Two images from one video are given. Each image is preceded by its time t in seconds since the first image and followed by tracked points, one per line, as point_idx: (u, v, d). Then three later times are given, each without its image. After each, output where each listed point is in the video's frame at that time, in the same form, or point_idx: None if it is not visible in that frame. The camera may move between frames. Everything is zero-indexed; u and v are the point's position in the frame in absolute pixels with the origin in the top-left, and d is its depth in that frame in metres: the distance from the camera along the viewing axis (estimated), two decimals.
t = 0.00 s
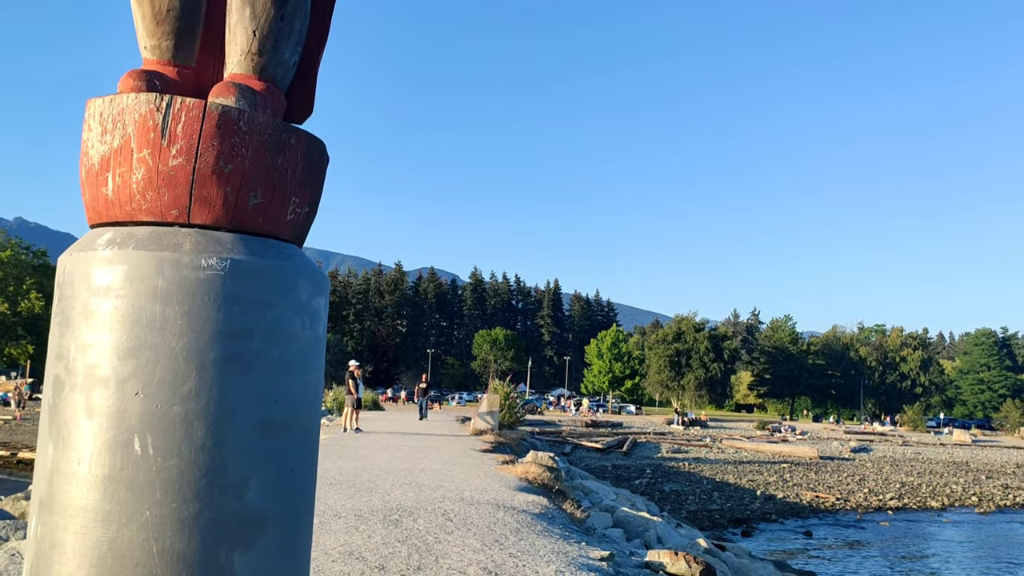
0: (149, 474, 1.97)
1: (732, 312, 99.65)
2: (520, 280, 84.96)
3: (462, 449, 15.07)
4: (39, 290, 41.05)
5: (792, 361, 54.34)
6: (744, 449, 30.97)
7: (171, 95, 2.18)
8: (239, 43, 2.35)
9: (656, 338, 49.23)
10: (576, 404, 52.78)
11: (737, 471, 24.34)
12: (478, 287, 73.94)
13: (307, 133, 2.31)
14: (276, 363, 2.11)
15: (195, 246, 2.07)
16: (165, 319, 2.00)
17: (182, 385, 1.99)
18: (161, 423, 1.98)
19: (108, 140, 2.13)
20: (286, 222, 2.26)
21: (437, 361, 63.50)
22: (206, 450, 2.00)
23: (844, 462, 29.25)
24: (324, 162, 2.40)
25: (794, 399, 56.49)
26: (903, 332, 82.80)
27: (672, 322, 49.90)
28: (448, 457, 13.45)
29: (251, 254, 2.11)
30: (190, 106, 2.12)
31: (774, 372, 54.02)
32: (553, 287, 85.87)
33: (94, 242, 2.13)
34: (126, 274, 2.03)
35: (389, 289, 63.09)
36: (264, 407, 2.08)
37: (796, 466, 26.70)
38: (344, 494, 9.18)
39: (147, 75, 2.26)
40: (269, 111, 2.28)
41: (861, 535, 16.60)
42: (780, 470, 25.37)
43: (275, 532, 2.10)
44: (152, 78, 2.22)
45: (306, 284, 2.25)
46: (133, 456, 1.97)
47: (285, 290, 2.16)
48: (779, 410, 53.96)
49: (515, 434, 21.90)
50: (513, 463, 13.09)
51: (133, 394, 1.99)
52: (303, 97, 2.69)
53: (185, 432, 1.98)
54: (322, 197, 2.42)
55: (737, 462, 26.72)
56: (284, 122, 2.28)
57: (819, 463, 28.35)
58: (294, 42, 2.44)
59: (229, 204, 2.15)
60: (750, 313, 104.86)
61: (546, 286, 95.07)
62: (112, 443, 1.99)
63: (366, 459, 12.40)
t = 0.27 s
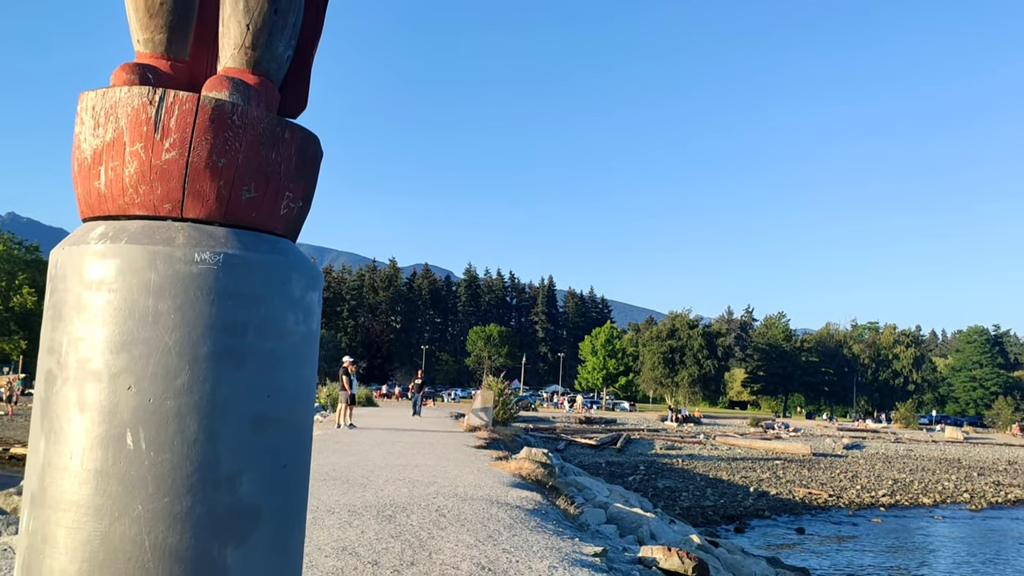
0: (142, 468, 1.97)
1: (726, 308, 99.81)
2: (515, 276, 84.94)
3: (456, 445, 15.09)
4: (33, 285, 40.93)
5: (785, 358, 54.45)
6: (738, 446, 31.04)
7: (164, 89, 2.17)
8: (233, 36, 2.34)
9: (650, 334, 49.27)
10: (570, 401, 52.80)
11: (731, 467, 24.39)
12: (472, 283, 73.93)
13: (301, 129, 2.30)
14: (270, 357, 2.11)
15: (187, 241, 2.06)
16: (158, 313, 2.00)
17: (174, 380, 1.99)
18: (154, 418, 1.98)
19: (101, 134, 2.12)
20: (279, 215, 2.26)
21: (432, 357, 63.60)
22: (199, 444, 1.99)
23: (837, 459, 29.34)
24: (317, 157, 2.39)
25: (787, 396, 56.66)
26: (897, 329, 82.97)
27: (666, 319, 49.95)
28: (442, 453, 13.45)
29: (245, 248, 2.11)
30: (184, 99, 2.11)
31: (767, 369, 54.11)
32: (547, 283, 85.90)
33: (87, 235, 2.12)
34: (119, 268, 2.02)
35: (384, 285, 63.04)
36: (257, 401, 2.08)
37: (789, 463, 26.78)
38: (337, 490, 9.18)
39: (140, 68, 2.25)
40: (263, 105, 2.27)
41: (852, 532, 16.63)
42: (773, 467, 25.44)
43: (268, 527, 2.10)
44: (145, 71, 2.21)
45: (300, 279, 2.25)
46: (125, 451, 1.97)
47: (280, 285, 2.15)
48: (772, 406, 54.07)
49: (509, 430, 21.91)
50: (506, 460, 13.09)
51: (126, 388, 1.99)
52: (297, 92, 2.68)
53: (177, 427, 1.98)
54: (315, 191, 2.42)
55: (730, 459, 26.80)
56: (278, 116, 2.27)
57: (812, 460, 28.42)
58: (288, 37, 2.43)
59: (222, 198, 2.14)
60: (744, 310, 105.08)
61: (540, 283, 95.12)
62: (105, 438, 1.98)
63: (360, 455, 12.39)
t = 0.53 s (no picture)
0: (135, 464, 1.96)
1: (719, 305, 100.01)
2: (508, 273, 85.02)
3: (449, 440, 15.10)
4: (24, 281, 40.80)
5: (777, 355, 54.65)
6: (730, 442, 31.14)
7: (155, 82, 2.17)
8: (225, 30, 2.33)
9: (643, 331, 49.38)
10: (563, 397, 52.89)
11: (723, 463, 24.46)
12: (466, 279, 73.95)
13: (294, 123, 2.30)
14: (263, 351, 2.11)
15: (180, 233, 2.06)
16: (149, 307, 1.99)
17: (166, 374, 1.99)
18: (146, 412, 1.98)
19: (92, 127, 2.11)
20: (271, 210, 2.25)
21: (425, 353, 63.54)
22: (191, 439, 1.99)
23: (829, 455, 29.45)
24: (310, 151, 2.39)
25: (780, 392, 56.87)
26: (889, 326, 83.27)
27: (659, 315, 50.06)
28: (435, 448, 13.46)
29: (236, 243, 2.10)
30: (175, 94, 2.10)
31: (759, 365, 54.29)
32: (541, 280, 85.96)
33: (78, 229, 2.11)
34: (111, 261, 2.01)
35: (377, 281, 63.02)
36: (249, 395, 2.07)
37: (781, 459, 26.87)
38: (330, 485, 9.18)
39: (132, 62, 2.24)
40: (255, 99, 2.26)
41: (844, 527, 16.70)
42: (765, 463, 25.53)
43: (260, 521, 2.09)
44: (138, 64, 2.20)
45: (293, 273, 2.24)
46: (117, 445, 1.97)
47: (272, 280, 2.15)
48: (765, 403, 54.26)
49: (501, 426, 21.93)
50: (499, 455, 13.11)
51: (117, 382, 1.98)
52: (291, 86, 2.67)
53: (170, 421, 1.98)
54: (308, 184, 2.41)
55: (722, 454, 26.88)
56: (270, 110, 2.27)
57: (805, 456, 28.52)
58: (281, 30, 2.42)
59: (214, 191, 2.14)
60: (738, 307, 105.31)
61: (534, 279, 95.24)
62: (96, 432, 1.98)
63: (353, 450, 12.40)
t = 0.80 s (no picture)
0: (124, 460, 1.96)
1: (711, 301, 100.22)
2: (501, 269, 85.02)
3: (441, 436, 15.10)
4: (14, 276, 40.61)
5: (769, 350, 54.77)
6: (722, 437, 31.24)
7: (145, 76, 2.16)
8: (215, 23, 2.32)
9: (636, 326, 49.46)
10: (556, 393, 52.91)
11: (715, 458, 24.53)
12: (458, 275, 73.87)
13: (284, 117, 2.29)
14: (253, 346, 2.10)
15: (170, 229, 2.05)
16: (140, 302, 1.99)
17: (156, 368, 1.98)
18: (135, 406, 1.97)
19: (82, 121, 2.10)
20: (262, 204, 2.24)
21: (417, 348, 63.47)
22: (182, 434, 1.98)
23: (820, 450, 29.56)
24: (300, 145, 2.38)
25: (771, 388, 57.01)
26: (880, 321, 83.52)
27: (651, 311, 50.12)
28: (427, 444, 13.46)
29: (227, 237, 2.09)
30: (165, 86, 2.09)
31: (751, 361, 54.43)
32: (533, 275, 85.95)
33: (68, 223, 2.10)
34: (99, 256, 2.01)
35: (369, 276, 62.91)
36: (240, 389, 2.07)
37: (772, 454, 26.96)
38: (322, 480, 9.18)
39: (122, 55, 2.23)
40: (245, 93, 2.25)
41: (836, 522, 16.77)
42: (757, 458, 25.60)
43: (252, 516, 2.09)
44: (127, 57, 2.19)
45: (283, 267, 2.24)
46: (108, 439, 1.96)
47: (262, 274, 2.14)
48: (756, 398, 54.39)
49: (494, 421, 21.95)
50: (492, 450, 13.13)
51: (108, 375, 1.97)
52: (281, 80, 2.66)
53: (159, 415, 1.98)
54: (299, 179, 2.41)
55: (714, 450, 26.95)
56: (260, 104, 2.26)
57: (796, 451, 28.62)
58: (271, 24, 2.42)
59: (204, 185, 2.12)
60: (730, 303, 105.50)
61: (526, 274, 95.25)
62: (86, 427, 1.97)
63: (345, 446, 12.39)
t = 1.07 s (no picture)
0: (113, 454, 1.95)
1: (702, 297, 100.53)
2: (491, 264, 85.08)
3: (432, 431, 15.10)
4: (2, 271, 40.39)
5: (759, 344, 54.96)
6: (712, 432, 31.35)
7: (132, 68, 2.15)
8: (203, 16, 2.31)
9: (627, 321, 49.57)
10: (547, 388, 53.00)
11: (705, 453, 24.60)
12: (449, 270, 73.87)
13: (273, 110, 2.28)
14: (243, 340, 2.09)
15: (158, 222, 2.04)
16: (127, 296, 1.98)
17: (145, 363, 1.97)
18: (124, 401, 1.97)
19: (69, 114, 2.09)
20: (252, 198, 2.23)
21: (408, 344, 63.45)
22: (170, 429, 1.98)
23: (810, 444, 29.70)
24: (290, 140, 2.37)
25: (761, 382, 57.26)
26: (869, 316, 83.93)
27: (642, 306, 50.24)
28: (418, 439, 13.46)
29: (215, 231, 2.09)
30: (153, 80, 2.08)
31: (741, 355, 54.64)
32: (524, 271, 86.07)
33: (55, 217, 2.09)
34: (88, 250, 2.00)
35: (360, 272, 62.86)
36: (229, 384, 2.06)
37: (762, 449, 27.07)
38: (312, 475, 9.17)
39: (109, 48, 2.22)
40: (235, 87, 2.24)
41: (826, 515, 16.83)
42: (747, 453, 25.70)
43: (239, 513, 2.08)
44: (114, 50, 2.18)
45: (272, 262, 2.22)
46: (96, 434, 1.95)
47: (252, 268, 2.13)
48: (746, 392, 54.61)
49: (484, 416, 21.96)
50: (482, 445, 13.13)
51: (96, 370, 1.97)
52: (270, 75, 2.65)
53: (148, 410, 1.97)
54: (288, 173, 2.40)
55: (705, 444, 27.04)
56: (249, 98, 2.25)
57: (786, 445, 28.74)
58: (260, 18, 2.41)
59: (192, 178, 2.12)
60: (721, 298, 105.83)
61: (517, 269, 95.35)
62: (74, 422, 1.96)
63: (336, 441, 12.38)
